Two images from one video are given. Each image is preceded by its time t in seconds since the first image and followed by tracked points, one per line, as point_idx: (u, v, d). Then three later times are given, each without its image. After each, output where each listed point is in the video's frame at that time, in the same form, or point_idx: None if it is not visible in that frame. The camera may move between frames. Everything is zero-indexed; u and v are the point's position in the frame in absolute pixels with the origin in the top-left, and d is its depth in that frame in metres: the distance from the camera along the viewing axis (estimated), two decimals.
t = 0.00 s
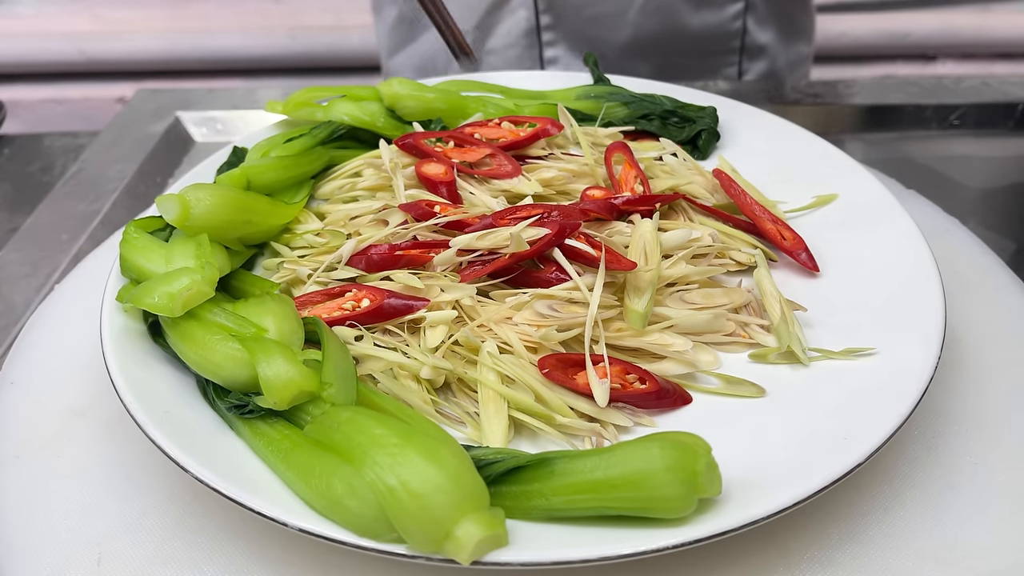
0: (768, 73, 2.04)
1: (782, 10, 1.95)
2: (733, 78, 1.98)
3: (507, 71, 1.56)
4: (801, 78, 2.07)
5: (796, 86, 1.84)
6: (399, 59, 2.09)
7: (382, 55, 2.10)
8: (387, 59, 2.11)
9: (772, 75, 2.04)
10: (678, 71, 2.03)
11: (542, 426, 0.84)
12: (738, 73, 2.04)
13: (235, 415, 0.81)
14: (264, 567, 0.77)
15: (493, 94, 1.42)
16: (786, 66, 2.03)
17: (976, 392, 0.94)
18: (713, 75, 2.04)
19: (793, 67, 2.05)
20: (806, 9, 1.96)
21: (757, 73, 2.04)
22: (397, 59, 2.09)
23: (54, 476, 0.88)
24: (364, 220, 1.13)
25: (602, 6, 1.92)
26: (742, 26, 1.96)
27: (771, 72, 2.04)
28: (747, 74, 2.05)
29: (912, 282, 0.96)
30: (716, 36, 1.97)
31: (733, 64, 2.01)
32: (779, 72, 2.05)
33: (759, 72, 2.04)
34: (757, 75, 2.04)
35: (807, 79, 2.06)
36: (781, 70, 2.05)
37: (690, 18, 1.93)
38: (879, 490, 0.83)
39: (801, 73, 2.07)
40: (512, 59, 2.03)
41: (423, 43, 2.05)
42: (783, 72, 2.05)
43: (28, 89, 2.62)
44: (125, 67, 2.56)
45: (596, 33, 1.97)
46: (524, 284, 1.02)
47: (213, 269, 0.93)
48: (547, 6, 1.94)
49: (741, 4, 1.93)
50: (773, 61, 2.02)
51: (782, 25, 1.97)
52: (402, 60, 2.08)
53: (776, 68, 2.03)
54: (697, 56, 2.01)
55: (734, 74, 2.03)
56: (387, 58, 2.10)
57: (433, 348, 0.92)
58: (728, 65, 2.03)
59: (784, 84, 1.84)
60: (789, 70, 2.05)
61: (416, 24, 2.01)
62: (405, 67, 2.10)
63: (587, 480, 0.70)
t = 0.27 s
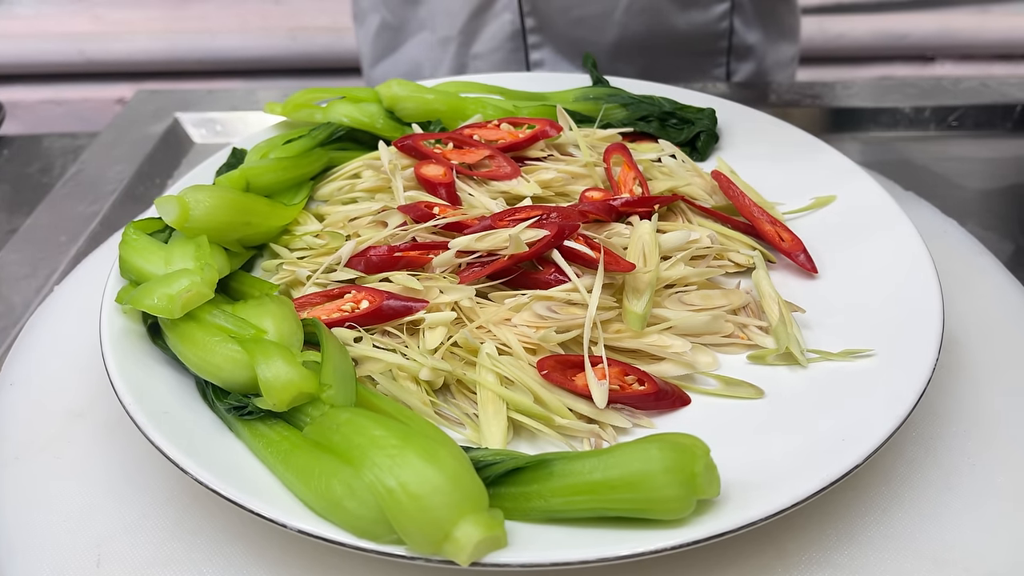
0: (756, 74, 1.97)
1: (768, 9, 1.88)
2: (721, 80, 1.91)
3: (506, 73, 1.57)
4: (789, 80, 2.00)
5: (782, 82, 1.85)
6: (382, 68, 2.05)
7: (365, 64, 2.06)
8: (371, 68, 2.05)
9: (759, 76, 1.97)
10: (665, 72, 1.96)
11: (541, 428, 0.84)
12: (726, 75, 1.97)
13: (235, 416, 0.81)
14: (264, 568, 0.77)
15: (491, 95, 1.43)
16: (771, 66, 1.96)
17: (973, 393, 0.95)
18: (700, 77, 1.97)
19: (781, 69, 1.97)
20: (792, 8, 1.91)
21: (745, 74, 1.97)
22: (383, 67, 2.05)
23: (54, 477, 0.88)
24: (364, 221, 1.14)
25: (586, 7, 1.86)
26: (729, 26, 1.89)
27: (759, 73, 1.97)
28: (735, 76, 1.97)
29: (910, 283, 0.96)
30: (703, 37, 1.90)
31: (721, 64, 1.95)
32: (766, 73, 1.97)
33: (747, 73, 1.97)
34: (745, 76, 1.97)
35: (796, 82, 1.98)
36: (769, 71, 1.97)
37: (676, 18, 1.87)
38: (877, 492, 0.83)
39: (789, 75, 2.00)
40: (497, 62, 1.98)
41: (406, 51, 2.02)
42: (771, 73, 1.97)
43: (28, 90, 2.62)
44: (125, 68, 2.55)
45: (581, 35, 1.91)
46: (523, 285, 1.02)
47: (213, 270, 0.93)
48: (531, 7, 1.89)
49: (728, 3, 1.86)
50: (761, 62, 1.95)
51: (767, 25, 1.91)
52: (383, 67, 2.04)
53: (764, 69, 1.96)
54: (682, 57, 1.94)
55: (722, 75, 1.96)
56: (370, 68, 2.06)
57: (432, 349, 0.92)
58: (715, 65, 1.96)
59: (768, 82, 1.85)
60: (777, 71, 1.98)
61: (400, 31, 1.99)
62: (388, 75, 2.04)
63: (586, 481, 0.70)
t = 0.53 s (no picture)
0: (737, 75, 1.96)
1: (748, 10, 1.87)
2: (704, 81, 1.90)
3: (504, 74, 1.57)
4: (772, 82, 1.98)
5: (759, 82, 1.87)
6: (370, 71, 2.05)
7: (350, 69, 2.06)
8: (355, 73, 2.06)
9: (741, 77, 1.96)
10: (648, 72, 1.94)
11: (540, 429, 0.84)
12: (708, 75, 1.96)
13: (234, 417, 0.81)
14: (263, 568, 0.77)
15: (490, 95, 1.43)
16: (753, 66, 1.94)
17: (971, 394, 0.95)
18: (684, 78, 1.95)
19: (763, 70, 1.96)
20: (774, 10, 1.89)
21: (728, 75, 1.96)
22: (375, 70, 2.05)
23: (52, 478, 0.88)
24: (363, 222, 1.14)
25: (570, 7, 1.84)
26: (712, 26, 1.87)
27: (740, 74, 1.95)
28: (717, 76, 1.96)
29: (909, 284, 0.96)
30: (686, 37, 1.88)
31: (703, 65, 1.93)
32: (747, 74, 1.96)
33: (729, 73, 1.96)
34: (727, 77, 1.96)
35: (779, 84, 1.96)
36: (751, 72, 1.96)
37: (659, 18, 1.84)
38: (875, 492, 0.83)
39: (771, 77, 1.97)
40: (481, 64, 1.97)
41: (393, 52, 2.02)
42: (753, 74, 1.96)
43: (27, 91, 2.62)
44: (124, 69, 2.55)
45: (565, 35, 1.89)
46: (522, 286, 1.02)
47: (212, 272, 0.93)
48: (516, 8, 1.88)
49: (710, 4, 1.84)
50: (744, 63, 1.94)
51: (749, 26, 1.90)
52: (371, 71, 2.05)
53: (745, 70, 1.95)
54: (665, 57, 1.93)
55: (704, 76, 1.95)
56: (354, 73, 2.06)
57: (432, 350, 0.92)
58: (698, 66, 1.94)
59: (749, 82, 1.86)
60: (759, 72, 1.96)
61: (385, 35, 2.00)
62: (373, 79, 2.04)
63: (585, 482, 0.71)
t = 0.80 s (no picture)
0: (728, 76, 1.96)
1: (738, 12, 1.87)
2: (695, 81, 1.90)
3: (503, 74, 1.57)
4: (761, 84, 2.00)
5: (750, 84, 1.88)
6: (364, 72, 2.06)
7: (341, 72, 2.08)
8: (347, 75, 2.07)
9: (731, 78, 1.96)
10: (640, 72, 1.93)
11: (540, 429, 0.84)
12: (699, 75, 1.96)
13: (234, 417, 0.81)
14: (263, 569, 0.77)
15: (490, 96, 1.44)
16: (742, 69, 1.95)
17: (970, 394, 0.95)
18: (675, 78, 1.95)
19: (753, 72, 1.97)
20: (763, 13, 1.90)
21: (717, 75, 1.96)
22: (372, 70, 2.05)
23: (52, 478, 0.88)
24: (363, 222, 1.14)
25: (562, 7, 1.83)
26: (703, 27, 1.87)
27: (731, 75, 1.96)
28: (708, 77, 1.96)
29: (909, 284, 0.96)
30: (678, 37, 1.88)
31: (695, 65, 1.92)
32: (737, 76, 1.96)
33: (720, 74, 1.96)
34: (718, 78, 1.96)
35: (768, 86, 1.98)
36: (741, 73, 1.96)
37: (651, 18, 1.84)
38: (875, 492, 0.83)
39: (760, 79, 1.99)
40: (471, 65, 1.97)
41: (382, 54, 2.03)
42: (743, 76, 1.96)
43: (27, 91, 2.62)
44: (124, 69, 2.55)
45: (555, 36, 1.88)
46: (521, 287, 1.02)
47: (212, 272, 0.93)
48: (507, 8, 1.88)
49: (702, 5, 1.83)
50: (734, 64, 1.94)
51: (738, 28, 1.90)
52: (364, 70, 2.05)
53: (736, 71, 1.95)
54: (657, 56, 1.92)
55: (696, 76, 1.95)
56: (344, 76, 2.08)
57: (432, 351, 0.92)
58: (689, 66, 1.94)
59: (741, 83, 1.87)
60: (748, 74, 1.97)
61: (375, 36, 2.00)
62: (366, 80, 2.04)
63: (585, 482, 0.71)
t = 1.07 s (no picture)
0: (725, 75, 1.97)
1: (736, 10, 1.88)
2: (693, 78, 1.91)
3: (502, 75, 1.57)
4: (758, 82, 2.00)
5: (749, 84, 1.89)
6: (363, 73, 2.06)
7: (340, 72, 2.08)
8: (348, 75, 2.07)
9: (729, 76, 1.97)
10: (638, 70, 1.93)
11: (539, 429, 0.84)
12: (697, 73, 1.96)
13: (233, 418, 0.81)
14: (262, 570, 0.77)
15: (489, 97, 1.44)
16: (740, 68, 1.96)
17: (969, 395, 0.95)
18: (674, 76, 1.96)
19: (751, 70, 1.98)
20: (762, 11, 1.90)
21: (716, 74, 1.97)
22: (372, 71, 2.05)
23: (50, 479, 0.88)
24: (362, 223, 1.14)
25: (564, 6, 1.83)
26: (702, 25, 1.87)
27: (729, 73, 1.97)
28: (706, 75, 1.97)
29: (908, 286, 0.96)
30: (677, 35, 1.88)
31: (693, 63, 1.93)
32: (734, 74, 1.97)
33: (718, 73, 1.97)
34: (716, 76, 1.97)
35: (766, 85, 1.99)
36: (738, 72, 1.97)
37: (651, 17, 1.84)
38: (874, 493, 0.83)
39: (758, 77, 2.00)
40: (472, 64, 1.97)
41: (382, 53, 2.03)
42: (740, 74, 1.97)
43: (25, 92, 2.62)
44: (122, 70, 2.55)
45: (555, 34, 1.88)
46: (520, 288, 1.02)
47: (211, 273, 0.93)
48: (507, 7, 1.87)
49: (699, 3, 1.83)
50: (733, 62, 1.95)
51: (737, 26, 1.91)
52: (364, 71, 2.05)
53: (733, 70, 1.96)
54: (657, 54, 1.92)
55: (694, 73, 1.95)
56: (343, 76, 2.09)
57: (431, 351, 0.92)
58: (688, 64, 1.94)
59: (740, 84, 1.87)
60: (747, 72, 1.98)
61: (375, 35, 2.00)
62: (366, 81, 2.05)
63: (584, 483, 0.71)
